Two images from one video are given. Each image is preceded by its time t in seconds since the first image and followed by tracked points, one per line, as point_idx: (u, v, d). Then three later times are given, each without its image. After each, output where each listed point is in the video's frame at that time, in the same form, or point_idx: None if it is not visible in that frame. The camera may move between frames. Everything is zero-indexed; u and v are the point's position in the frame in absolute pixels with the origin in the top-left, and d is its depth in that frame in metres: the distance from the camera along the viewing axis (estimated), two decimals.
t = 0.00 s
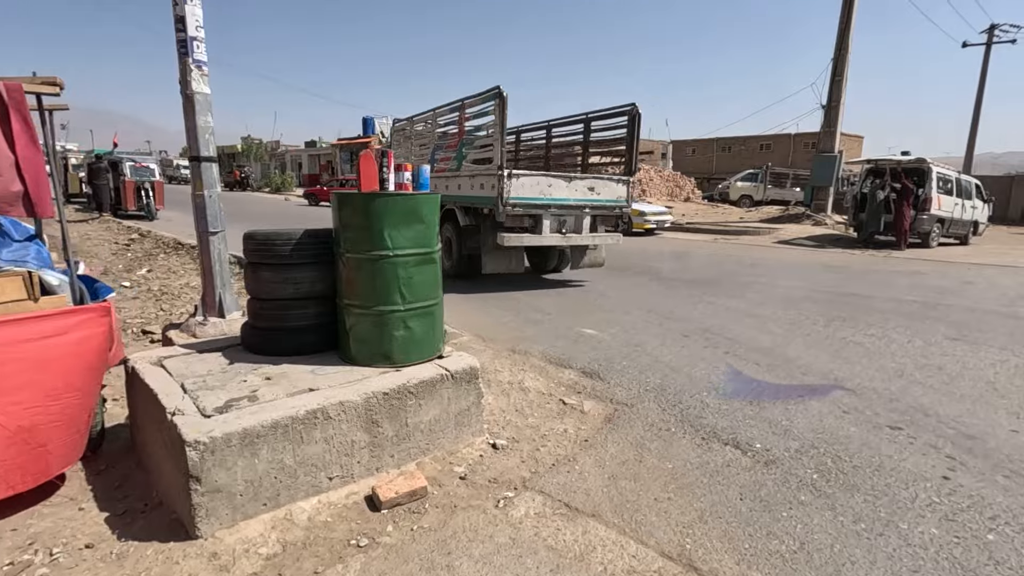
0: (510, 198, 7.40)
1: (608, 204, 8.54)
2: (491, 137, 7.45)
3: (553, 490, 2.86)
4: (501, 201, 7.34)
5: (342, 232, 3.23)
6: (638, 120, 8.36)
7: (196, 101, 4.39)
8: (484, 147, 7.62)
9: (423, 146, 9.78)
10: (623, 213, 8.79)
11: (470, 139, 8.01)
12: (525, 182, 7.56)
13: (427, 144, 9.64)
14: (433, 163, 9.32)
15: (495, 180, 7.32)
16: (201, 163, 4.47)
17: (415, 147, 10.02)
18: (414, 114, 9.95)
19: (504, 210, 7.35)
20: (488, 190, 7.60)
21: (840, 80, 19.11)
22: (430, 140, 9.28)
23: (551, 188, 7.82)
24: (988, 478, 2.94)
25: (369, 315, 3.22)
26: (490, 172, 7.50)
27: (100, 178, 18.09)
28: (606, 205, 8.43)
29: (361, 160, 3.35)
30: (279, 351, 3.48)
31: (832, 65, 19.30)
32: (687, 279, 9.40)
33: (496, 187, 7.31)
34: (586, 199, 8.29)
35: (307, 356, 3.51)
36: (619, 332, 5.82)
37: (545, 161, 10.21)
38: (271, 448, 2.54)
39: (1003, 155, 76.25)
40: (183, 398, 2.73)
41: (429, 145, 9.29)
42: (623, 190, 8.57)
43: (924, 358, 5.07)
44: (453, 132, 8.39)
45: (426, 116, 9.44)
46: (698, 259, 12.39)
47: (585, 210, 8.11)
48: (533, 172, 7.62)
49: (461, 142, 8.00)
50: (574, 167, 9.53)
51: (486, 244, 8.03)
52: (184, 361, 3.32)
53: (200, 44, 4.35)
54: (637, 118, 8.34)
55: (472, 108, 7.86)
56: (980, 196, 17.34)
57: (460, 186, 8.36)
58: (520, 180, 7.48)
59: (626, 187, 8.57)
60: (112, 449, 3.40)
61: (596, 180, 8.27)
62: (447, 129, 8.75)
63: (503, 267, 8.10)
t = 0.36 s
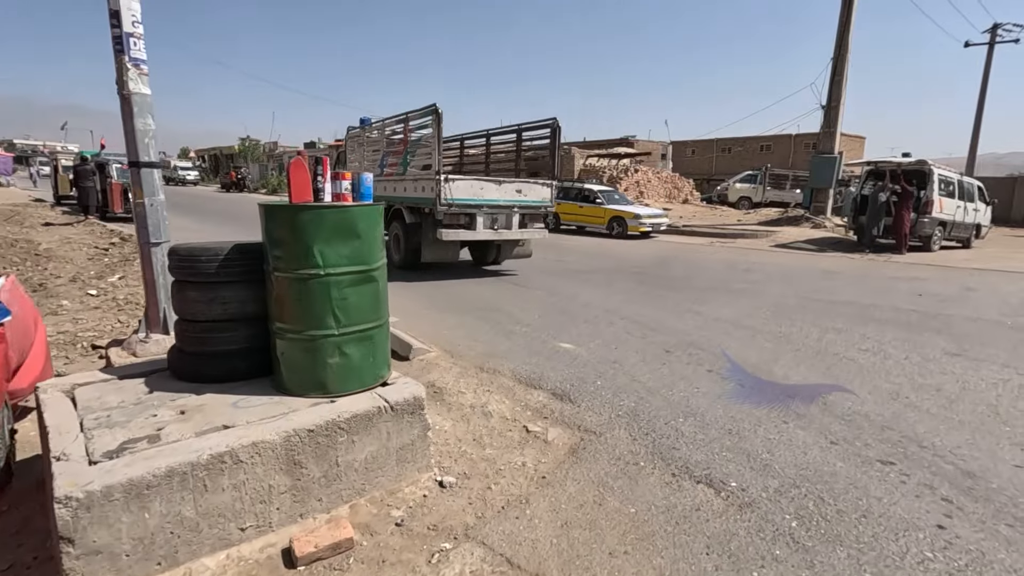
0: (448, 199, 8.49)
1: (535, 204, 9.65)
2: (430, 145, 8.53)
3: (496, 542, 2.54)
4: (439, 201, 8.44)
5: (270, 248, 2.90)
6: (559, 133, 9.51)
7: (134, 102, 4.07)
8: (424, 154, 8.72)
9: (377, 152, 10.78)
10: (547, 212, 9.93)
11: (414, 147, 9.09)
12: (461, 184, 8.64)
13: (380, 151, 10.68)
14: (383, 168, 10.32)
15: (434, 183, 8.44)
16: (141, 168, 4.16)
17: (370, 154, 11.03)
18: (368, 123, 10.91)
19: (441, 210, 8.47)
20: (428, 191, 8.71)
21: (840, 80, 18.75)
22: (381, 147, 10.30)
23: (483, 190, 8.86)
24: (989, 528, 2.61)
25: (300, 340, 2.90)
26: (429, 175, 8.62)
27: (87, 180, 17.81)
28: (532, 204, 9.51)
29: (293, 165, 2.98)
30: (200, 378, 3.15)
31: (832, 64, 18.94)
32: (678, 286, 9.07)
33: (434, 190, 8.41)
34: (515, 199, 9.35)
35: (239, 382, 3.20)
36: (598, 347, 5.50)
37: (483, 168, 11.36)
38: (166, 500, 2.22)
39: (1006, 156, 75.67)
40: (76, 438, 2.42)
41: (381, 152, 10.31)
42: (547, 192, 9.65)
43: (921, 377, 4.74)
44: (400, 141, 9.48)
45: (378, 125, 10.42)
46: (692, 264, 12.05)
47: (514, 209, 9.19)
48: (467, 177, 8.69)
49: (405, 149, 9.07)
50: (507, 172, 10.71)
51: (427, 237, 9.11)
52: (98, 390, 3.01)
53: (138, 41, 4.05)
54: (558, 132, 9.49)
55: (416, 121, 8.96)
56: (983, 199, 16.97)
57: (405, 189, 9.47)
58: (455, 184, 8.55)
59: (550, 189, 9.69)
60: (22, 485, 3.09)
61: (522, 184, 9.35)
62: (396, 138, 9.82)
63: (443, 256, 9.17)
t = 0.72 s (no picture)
0: (404, 195, 9.17)
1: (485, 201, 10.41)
2: (387, 147, 9.30)
3: None
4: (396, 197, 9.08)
5: (199, 248, 2.62)
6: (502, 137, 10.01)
7: (79, 92, 3.83)
8: (380, 156, 9.47)
9: (339, 153, 11.47)
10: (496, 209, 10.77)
11: (372, 149, 9.83)
12: (416, 182, 9.31)
13: (342, 151, 11.36)
14: (345, 168, 10.98)
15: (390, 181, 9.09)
16: (87, 163, 3.92)
17: (333, 155, 11.71)
18: (332, 124, 11.56)
19: (399, 205, 9.13)
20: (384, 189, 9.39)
21: (846, 76, 18.34)
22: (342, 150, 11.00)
23: (436, 187, 9.55)
24: (998, 568, 2.31)
25: (232, 350, 2.63)
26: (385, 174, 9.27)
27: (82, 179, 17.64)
28: (482, 200, 10.18)
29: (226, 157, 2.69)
30: (127, 392, 2.91)
31: (837, 61, 18.53)
32: (674, 288, 8.77)
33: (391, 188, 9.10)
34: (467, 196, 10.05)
35: (173, 395, 2.95)
36: (582, 353, 5.22)
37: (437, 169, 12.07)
38: (56, 535, 1.96)
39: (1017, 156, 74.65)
40: None
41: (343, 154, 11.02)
42: (497, 189, 10.37)
43: (925, 388, 4.42)
44: (360, 143, 10.22)
45: (340, 127, 11.07)
46: (691, 265, 11.73)
47: (466, 204, 9.85)
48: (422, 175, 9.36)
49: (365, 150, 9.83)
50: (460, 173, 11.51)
51: (387, 231, 9.90)
52: (17, 404, 2.76)
53: (83, 27, 3.80)
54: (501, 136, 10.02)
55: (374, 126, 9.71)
56: (993, 198, 16.53)
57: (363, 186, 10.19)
58: (411, 181, 9.24)
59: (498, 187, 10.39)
60: None
61: (473, 182, 10.05)
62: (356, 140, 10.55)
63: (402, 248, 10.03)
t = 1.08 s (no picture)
0: (367, 193, 10.31)
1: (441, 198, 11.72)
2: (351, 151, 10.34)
3: None
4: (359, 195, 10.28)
5: (117, 258, 2.36)
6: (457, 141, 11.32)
7: (22, 87, 3.56)
8: (347, 158, 10.46)
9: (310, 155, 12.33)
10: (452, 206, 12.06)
11: (341, 151, 10.80)
12: (378, 181, 10.50)
13: (313, 152, 12.26)
14: (315, 169, 11.98)
15: (354, 181, 10.24)
16: (33, 164, 3.65)
17: (304, 156, 12.59)
18: (302, 128, 12.49)
19: (363, 202, 10.27)
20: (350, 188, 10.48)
21: (856, 73, 17.87)
22: (312, 150, 11.84)
23: (397, 186, 10.74)
24: None
25: (153, 371, 2.37)
26: (351, 174, 10.38)
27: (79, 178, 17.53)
28: (439, 198, 11.42)
29: (146, 156, 2.41)
30: (50, 414, 2.66)
31: (847, 57, 18.05)
32: (672, 292, 8.45)
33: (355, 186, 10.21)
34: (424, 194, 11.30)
35: (102, 418, 2.69)
36: (567, 363, 4.93)
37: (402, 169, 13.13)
38: None
39: None
40: None
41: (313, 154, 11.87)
42: (452, 188, 11.64)
43: (934, 406, 4.09)
44: (327, 146, 11.22)
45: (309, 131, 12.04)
46: (692, 267, 11.39)
47: (423, 201, 11.07)
48: (384, 175, 10.53)
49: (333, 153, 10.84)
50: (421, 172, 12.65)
51: (355, 226, 11.16)
52: None
53: (26, 17, 3.56)
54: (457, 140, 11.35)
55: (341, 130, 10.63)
56: (1008, 199, 16.02)
57: (331, 185, 11.19)
58: (373, 181, 10.39)
59: (453, 186, 11.63)
60: None
61: (430, 181, 11.25)
62: (325, 142, 11.45)
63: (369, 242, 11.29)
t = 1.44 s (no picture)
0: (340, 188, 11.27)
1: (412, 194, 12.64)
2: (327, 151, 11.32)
3: None
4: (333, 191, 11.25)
5: (32, 257, 2.09)
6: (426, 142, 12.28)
7: None
8: (324, 157, 11.47)
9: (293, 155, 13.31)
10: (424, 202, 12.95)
11: (318, 152, 11.78)
12: (351, 178, 11.46)
13: (294, 152, 13.25)
14: (296, 167, 12.96)
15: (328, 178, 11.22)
16: None
17: (287, 155, 13.59)
18: (284, 129, 13.44)
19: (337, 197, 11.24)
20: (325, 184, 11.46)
21: (872, 69, 17.34)
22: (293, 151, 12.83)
23: (369, 183, 11.68)
24: None
25: (73, 385, 2.10)
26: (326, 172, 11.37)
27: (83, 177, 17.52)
28: (409, 194, 12.31)
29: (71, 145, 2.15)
30: None
31: (863, 52, 17.52)
32: (678, 295, 8.10)
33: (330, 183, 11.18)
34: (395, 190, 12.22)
35: (31, 434, 2.45)
36: (560, 372, 4.62)
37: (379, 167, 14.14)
38: None
39: None
40: None
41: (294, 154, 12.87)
42: (422, 184, 12.53)
43: (959, 424, 3.73)
44: (306, 147, 12.17)
45: (291, 132, 12.99)
46: (700, 269, 11.01)
47: (394, 197, 12.00)
48: (357, 174, 11.47)
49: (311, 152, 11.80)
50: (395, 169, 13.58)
51: (331, 219, 12.16)
52: None
53: None
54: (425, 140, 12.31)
55: (319, 132, 11.59)
56: None
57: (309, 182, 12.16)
58: (346, 179, 11.35)
59: (422, 182, 12.53)
60: None
61: (399, 178, 12.14)
62: (305, 143, 12.39)
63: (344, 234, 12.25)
